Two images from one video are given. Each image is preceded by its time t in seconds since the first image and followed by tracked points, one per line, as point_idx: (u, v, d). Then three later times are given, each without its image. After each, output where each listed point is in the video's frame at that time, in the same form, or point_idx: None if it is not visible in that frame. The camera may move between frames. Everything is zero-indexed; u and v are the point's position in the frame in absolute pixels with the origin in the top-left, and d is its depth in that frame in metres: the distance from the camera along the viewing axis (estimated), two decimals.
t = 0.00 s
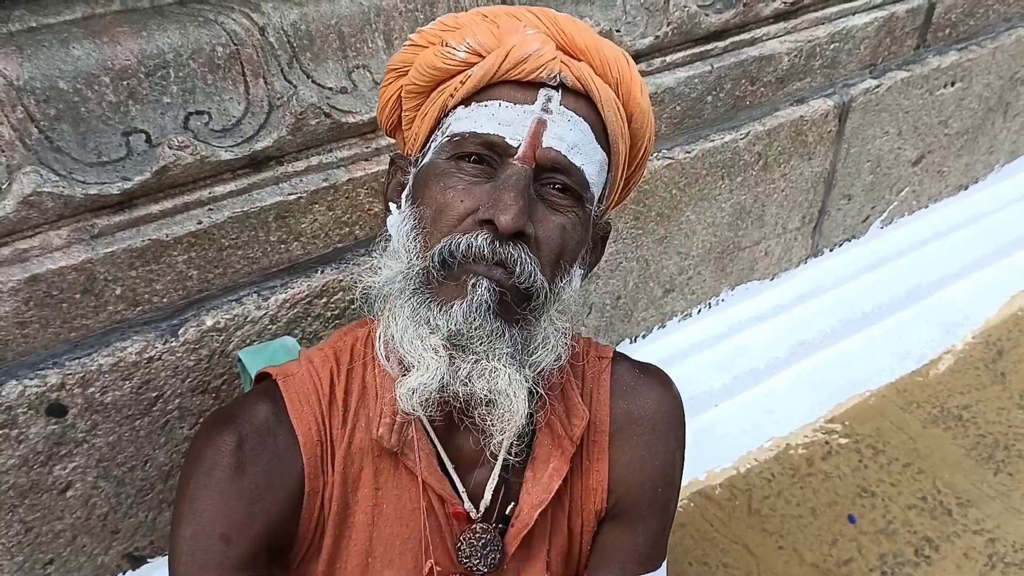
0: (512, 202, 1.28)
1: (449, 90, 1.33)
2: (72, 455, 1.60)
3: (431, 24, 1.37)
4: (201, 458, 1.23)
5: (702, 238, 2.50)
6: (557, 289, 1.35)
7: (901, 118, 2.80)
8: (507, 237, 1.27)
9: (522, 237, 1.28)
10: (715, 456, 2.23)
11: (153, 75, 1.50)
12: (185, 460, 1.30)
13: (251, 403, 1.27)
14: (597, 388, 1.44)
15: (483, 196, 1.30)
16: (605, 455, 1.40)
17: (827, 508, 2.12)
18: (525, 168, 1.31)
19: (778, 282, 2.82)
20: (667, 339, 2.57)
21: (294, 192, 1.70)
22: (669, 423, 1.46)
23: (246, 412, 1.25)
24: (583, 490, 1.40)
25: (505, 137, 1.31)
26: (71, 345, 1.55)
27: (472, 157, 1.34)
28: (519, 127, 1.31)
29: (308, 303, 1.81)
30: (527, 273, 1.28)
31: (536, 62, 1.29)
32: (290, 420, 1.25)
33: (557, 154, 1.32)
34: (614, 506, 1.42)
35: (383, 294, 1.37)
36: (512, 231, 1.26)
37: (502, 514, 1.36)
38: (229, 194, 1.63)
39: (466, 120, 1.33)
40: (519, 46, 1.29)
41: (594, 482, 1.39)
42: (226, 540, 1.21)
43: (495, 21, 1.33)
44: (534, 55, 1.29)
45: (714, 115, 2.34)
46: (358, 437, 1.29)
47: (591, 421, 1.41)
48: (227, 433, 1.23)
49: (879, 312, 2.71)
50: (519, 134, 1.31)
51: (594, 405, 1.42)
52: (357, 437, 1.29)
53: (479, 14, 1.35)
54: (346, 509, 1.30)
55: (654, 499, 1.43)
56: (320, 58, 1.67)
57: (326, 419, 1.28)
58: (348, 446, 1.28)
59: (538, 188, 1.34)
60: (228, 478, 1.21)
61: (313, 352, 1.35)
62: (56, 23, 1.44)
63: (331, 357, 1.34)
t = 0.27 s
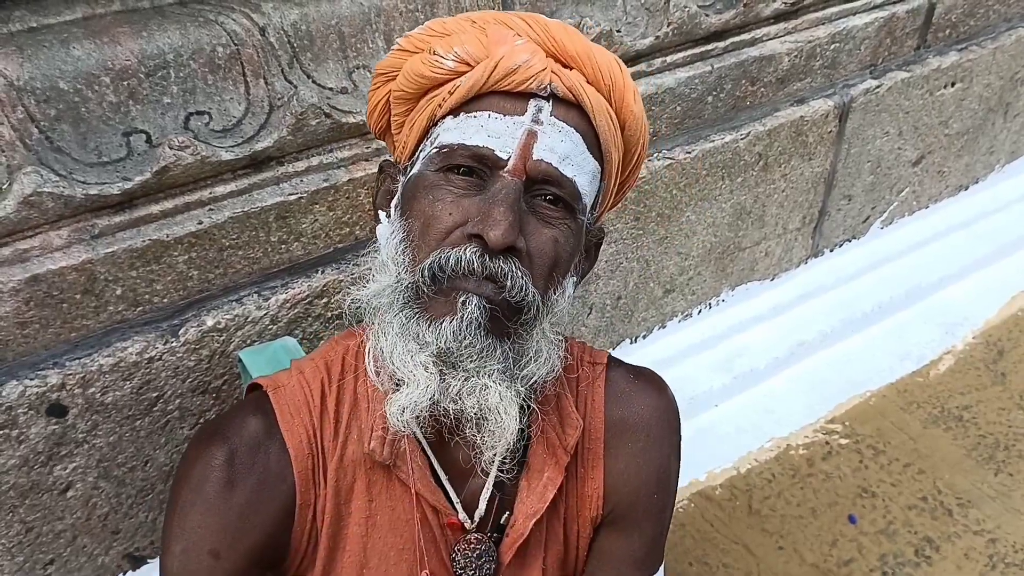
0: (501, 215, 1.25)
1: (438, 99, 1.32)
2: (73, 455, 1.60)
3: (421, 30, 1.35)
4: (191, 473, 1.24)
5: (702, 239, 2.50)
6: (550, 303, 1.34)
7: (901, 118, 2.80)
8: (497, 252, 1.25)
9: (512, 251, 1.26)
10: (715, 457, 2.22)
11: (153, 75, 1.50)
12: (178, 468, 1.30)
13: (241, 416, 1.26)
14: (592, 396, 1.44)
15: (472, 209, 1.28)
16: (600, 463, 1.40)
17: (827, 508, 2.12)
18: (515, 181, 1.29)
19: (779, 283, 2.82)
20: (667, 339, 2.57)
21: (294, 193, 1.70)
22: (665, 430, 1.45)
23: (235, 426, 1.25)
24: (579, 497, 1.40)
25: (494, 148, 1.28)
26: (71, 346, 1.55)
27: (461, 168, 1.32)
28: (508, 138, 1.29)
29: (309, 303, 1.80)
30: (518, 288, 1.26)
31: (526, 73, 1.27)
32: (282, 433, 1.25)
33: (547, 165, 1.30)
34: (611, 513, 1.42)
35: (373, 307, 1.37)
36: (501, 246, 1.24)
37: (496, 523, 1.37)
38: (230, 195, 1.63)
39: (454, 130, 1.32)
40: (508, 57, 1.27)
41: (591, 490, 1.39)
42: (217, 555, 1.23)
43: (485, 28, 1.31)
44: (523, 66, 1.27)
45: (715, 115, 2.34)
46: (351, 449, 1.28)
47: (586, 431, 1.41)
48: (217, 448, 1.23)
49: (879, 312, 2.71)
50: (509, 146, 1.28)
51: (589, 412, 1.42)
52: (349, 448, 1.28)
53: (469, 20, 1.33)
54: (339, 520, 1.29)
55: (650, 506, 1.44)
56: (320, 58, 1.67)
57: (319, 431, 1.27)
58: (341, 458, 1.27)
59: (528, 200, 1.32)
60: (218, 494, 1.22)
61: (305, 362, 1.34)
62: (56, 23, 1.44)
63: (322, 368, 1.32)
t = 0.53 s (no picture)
0: (492, 220, 1.25)
1: (427, 102, 1.32)
2: (73, 455, 1.60)
3: (410, 33, 1.35)
4: (186, 481, 1.24)
5: (703, 239, 2.50)
6: (543, 306, 1.34)
7: (901, 119, 2.80)
8: (488, 256, 1.25)
9: (504, 255, 1.26)
10: (714, 457, 2.22)
11: (153, 76, 1.50)
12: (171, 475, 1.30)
13: (235, 422, 1.26)
14: (586, 398, 1.44)
15: (463, 213, 1.28)
16: (596, 465, 1.40)
17: (827, 508, 2.12)
18: (505, 184, 1.29)
19: (779, 283, 2.82)
20: (667, 340, 2.57)
21: (295, 193, 1.70)
22: (660, 430, 1.45)
23: (229, 432, 1.24)
24: (576, 499, 1.40)
25: (483, 151, 1.28)
26: (72, 346, 1.55)
27: (452, 171, 1.32)
28: (498, 142, 1.29)
29: (309, 303, 1.81)
30: (511, 291, 1.26)
31: (514, 76, 1.27)
32: (275, 438, 1.25)
33: (538, 169, 1.29)
34: (608, 515, 1.42)
35: (365, 311, 1.37)
36: (492, 250, 1.24)
37: (492, 525, 1.37)
38: (229, 195, 1.63)
39: (443, 134, 1.32)
40: (496, 60, 1.27)
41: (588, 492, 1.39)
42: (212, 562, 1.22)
43: (473, 30, 1.31)
44: (512, 68, 1.27)
45: (715, 116, 2.34)
46: (345, 453, 1.28)
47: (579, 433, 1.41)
48: (211, 455, 1.23)
49: (879, 313, 2.71)
50: (498, 150, 1.28)
51: (583, 414, 1.42)
52: (344, 453, 1.28)
53: (457, 23, 1.33)
54: (335, 525, 1.29)
55: (647, 506, 1.44)
56: (321, 58, 1.67)
57: (312, 437, 1.27)
58: (335, 463, 1.27)
59: (520, 204, 1.32)
60: (213, 501, 1.22)
61: (298, 368, 1.34)
62: (57, 23, 1.44)
63: (316, 373, 1.33)
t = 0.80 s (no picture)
0: (488, 224, 1.25)
1: (423, 105, 1.32)
2: (72, 457, 1.60)
3: (405, 35, 1.35)
4: (184, 484, 1.24)
5: (702, 240, 2.50)
6: (539, 309, 1.34)
7: (900, 120, 2.80)
8: (483, 260, 1.25)
9: (500, 259, 1.26)
10: (714, 457, 2.23)
11: (152, 77, 1.50)
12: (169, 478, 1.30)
13: (232, 425, 1.25)
14: (584, 400, 1.43)
15: (459, 216, 1.28)
16: (594, 467, 1.40)
17: (827, 509, 2.12)
18: (501, 188, 1.29)
19: (779, 283, 2.82)
20: (667, 341, 2.57)
21: (294, 194, 1.70)
22: (657, 431, 1.46)
23: (226, 436, 1.24)
24: (574, 501, 1.40)
25: (479, 155, 1.28)
26: (71, 347, 1.55)
27: (448, 174, 1.32)
28: (493, 145, 1.28)
29: (309, 304, 1.81)
30: (507, 296, 1.26)
31: (509, 80, 1.27)
32: (272, 442, 1.24)
33: (533, 172, 1.29)
34: (606, 517, 1.42)
35: (362, 315, 1.37)
36: (488, 254, 1.23)
37: (490, 528, 1.37)
38: (229, 196, 1.63)
39: (438, 138, 1.31)
40: (491, 63, 1.27)
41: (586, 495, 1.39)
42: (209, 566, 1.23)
43: (469, 34, 1.31)
44: (507, 71, 1.27)
45: (714, 117, 2.34)
46: (343, 457, 1.28)
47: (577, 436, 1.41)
48: (208, 459, 1.23)
49: (879, 313, 2.71)
50: (493, 153, 1.28)
51: (581, 417, 1.42)
52: (341, 456, 1.28)
53: (453, 26, 1.33)
54: (332, 528, 1.29)
55: (644, 508, 1.44)
56: (320, 60, 1.67)
57: (309, 440, 1.27)
58: (332, 466, 1.27)
59: (515, 207, 1.32)
60: (210, 504, 1.22)
61: (295, 371, 1.34)
62: (56, 25, 1.44)
63: (313, 376, 1.33)
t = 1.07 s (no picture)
0: (487, 225, 1.25)
1: (422, 106, 1.32)
2: (72, 457, 1.60)
3: (404, 36, 1.35)
4: (184, 486, 1.23)
5: (702, 239, 2.51)
6: (539, 309, 1.34)
7: (901, 120, 2.80)
8: (482, 262, 1.25)
9: (499, 260, 1.26)
10: (714, 457, 2.23)
11: (153, 77, 1.50)
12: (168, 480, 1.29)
13: (232, 427, 1.25)
14: (584, 400, 1.44)
15: (459, 217, 1.28)
16: (594, 467, 1.40)
17: (827, 509, 2.12)
18: (501, 188, 1.29)
19: (779, 283, 2.82)
20: (667, 341, 2.57)
21: (294, 194, 1.70)
22: (657, 431, 1.46)
23: (226, 437, 1.24)
24: (574, 501, 1.40)
25: (478, 156, 1.28)
26: (71, 347, 1.55)
27: (448, 175, 1.32)
28: (493, 146, 1.28)
29: (309, 304, 1.81)
30: (506, 297, 1.26)
31: (508, 81, 1.27)
32: (272, 443, 1.24)
33: (532, 172, 1.29)
34: (606, 517, 1.42)
35: (362, 316, 1.37)
36: (487, 254, 1.24)
37: (491, 528, 1.37)
38: (229, 196, 1.64)
39: (438, 138, 1.31)
40: (489, 64, 1.27)
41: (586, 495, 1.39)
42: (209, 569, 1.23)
43: (467, 34, 1.31)
44: (506, 72, 1.27)
45: (714, 117, 2.34)
46: (343, 457, 1.28)
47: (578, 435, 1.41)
48: (208, 460, 1.23)
49: (879, 313, 2.71)
50: (493, 154, 1.28)
51: (581, 417, 1.42)
52: (342, 457, 1.28)
53: (451, 27, 1.33)
54: (333, 529, 1.29)
55: (645, 507, 1.44)
56: (320, 60, 1.67)
57: (309, 441, 1.27)
58: (333, 467, 1.27)
59: (515, 208, 1.32)
60: (210, 506, 1.22)
61: (295, 372, 1.34)
62: (56, 25, 1.44)
63: (313, 377, 1.33)
